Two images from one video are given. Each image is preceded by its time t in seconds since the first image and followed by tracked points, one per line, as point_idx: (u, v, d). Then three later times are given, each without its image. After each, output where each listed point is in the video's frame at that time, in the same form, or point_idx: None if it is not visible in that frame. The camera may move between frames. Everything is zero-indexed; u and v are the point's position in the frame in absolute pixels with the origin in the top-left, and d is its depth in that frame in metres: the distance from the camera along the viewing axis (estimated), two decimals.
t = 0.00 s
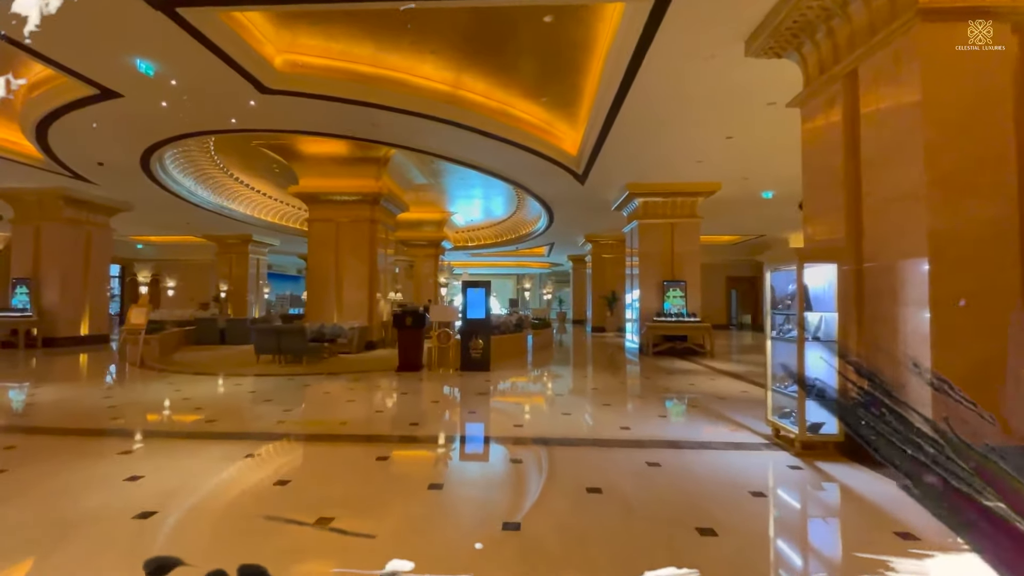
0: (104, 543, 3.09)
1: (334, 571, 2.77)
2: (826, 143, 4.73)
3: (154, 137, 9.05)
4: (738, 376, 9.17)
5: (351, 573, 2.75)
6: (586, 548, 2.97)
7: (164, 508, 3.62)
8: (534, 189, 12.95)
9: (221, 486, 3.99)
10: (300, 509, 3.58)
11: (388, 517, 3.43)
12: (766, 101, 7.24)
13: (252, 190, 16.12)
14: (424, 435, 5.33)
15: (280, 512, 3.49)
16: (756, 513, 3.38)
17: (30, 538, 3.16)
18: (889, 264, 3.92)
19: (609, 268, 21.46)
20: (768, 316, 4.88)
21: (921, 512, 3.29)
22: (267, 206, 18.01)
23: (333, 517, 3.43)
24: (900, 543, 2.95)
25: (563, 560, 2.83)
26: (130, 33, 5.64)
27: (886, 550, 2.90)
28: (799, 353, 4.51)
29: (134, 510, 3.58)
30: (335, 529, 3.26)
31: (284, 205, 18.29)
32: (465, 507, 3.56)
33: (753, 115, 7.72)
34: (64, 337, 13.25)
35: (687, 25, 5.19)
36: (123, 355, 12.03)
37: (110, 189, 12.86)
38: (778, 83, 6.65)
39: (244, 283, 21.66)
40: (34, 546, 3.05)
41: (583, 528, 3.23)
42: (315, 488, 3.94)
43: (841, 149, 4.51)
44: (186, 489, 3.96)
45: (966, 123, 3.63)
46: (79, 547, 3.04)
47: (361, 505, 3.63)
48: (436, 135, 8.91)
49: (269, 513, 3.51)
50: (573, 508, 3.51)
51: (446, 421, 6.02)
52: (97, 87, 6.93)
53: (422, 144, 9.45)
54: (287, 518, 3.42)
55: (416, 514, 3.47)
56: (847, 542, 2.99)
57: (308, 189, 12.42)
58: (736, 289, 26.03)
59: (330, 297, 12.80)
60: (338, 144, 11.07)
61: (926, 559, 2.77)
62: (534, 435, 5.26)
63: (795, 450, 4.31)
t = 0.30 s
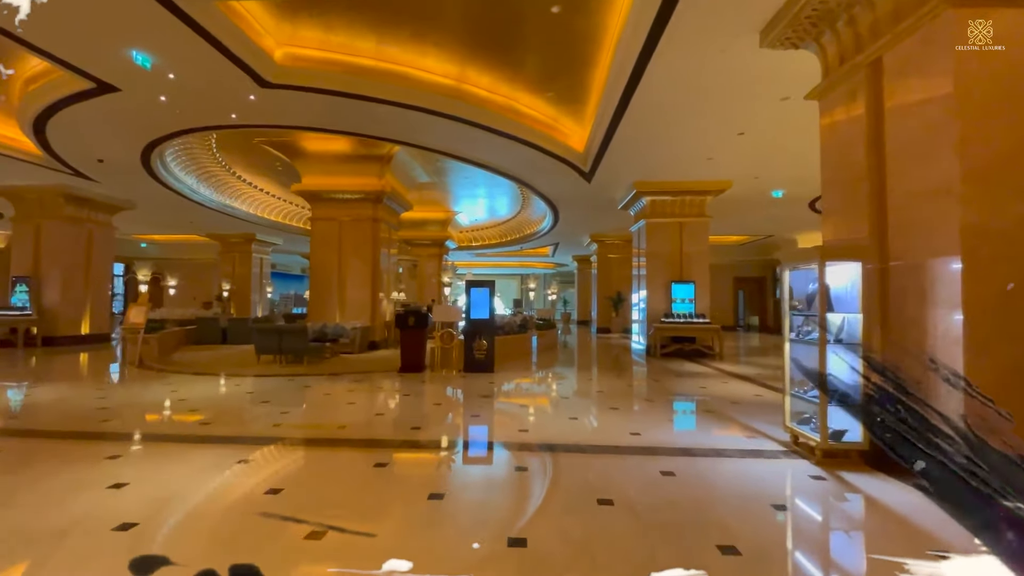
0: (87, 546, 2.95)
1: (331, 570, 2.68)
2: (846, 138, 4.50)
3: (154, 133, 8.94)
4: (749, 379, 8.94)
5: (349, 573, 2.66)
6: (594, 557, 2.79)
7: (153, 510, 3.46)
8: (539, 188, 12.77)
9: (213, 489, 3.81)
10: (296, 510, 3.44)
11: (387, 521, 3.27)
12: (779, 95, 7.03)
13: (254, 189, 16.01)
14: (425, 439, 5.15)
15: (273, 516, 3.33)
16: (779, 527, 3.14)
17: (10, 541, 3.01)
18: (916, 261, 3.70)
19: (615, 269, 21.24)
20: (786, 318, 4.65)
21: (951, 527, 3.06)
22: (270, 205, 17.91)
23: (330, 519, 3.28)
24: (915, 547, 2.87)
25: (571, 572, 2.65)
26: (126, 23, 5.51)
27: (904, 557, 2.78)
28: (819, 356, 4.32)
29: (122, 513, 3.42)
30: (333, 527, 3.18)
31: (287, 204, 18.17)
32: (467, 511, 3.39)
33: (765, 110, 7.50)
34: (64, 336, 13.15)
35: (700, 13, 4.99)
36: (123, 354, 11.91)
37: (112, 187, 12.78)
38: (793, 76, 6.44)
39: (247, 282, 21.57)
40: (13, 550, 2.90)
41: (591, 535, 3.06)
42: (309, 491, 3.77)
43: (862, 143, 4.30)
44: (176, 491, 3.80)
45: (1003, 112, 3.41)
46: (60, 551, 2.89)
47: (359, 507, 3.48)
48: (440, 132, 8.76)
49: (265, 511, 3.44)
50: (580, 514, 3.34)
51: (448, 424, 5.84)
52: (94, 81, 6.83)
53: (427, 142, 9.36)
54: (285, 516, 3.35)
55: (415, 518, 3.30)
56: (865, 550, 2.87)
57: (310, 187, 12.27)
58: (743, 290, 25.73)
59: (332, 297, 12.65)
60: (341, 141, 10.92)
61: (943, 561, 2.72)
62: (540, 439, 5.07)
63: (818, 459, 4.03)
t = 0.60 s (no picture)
0: (53, 552, 2.76)
1: (326, 570, 2.58)
2: (862, 129, 4.27)
3: (144, 124, 8.72)
4: (753, 379, 8.75)
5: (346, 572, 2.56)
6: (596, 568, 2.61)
7: (129, 512, 3.28)
8: (539, 184, 12.55)
9: (191, 492, 3.60)
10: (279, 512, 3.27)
11: (376, 523, 3.12)
12: (786, 87, 6.83)
13: (250, 184, 15.77)
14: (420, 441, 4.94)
15: (257, 520, 3.15)
16: (793, 541, 2.90)
17: None
18: (938, 256, 3.48)
19: (615, 266, 21.04)
20: (798, 317, 4.37)
21: (970, 537, 2.83)
22: (267, 200, 17.68)
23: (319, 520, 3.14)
24: (929, 550, 2.74)
25: None
26: (110, 8, 5.30)
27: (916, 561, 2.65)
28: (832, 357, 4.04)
29: (96, 515, 3.24)
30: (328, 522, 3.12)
31: (284, 200, 17.94)
32: (462, 517, 3.20)
33: (772, 102, 7.29)
34: (54, 333, 12.92)
35: None
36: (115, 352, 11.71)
37: (104, 181, 12.56)
38: (802, 65, 6.24)
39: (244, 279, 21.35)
40: None
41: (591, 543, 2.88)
42: (294, 494, 3.57)
43: (877, 133, 4.10)
44: (156, 493, 3.61)
45: None
46: (24, 558, 2.71)
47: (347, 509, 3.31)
48: (436, 124, 8.54)
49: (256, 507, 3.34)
50: (580, 519, 3.17)
51: (445, 424, 5.65)
52: (79, 70, 6.63)
53: (426, 137, 9.21)
54: (276, 513, 3.25)
55: (406, 524, 3.11)
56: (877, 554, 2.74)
57: (304, 182, 12.04)
58: (744, 288, 25.58)
59: (328, 294, 12.44)
60: (337, 135, 10.71)
61: (957, 563, 2.61)
62: (540, 440, 4.87)
63: (831, 465, 3.76)
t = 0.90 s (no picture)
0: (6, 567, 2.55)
1: (318, 570, 2.52)
2: (866, 119, 4.11)
3: (119, 112, 8.37)
4: (748, 375, 8.66)
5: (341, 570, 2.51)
6: None
7: (93, 522, 3.06)
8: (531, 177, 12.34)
9: (162, 498, 3.38)
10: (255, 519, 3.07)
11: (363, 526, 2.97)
12: (783, 77, 6.68)
13: (233, 176, 15.35)
14: (407, 440, 4.74)
15: (231, 528, 2.96)
16: (799, 547, 2.72)
17: None
18: (947, 250, 3.33)
19: (607, 261, 20.93)
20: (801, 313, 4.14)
21: (981, 542, 2.67)
22: (251, 193, 17.25)
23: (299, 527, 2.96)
24: (938, 551, 2.62)
25: None
26: None
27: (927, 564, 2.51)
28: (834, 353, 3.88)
29: (56, 525, 3.01)
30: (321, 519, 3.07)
31: (269, 193, 17.52)
32: (452, 520, 3.04)
33: (768, 93, 7.15)
34: (29, 329, 12.48)
35: None
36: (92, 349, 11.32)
37: (80, 172, 12.12)
38: (800, 54, 6.08)
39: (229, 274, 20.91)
40: None
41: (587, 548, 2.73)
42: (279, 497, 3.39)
43: (881, 122, 3.95)
44: (124, 500, 3.39)
45: None
46: None
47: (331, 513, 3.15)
48: (424, 113, 8.27)
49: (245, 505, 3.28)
50: (575, 523, 3.01)
51: (434, 423, 5.45)
52: (46, 53, 6.30)
53: (414, 126, 8.93)
54: (262, 516, 3.11)
55: (390, 530, 2.93)
56: (882, 555, 2.61)
57: (289, 173, 11.71)
58: (734, 283, 25.73)
59: (315, 288, 12.15)
60: (322, 124, 10.39)
61: (971, 564, 2.49)
62: (532, 438, 4.69)
63: (834, 466, 3.62)
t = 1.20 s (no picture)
0: None
1: (311, 570, 2.40)
2: (860, 106, 4.01)
3: (73, 93, 7.84)
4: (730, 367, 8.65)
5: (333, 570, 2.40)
6: None
7: (37, 536, 2.78)
8: (513, 168, 12.12)
9: (116, 509, 3.08)
10: (222, 528, 2.83)
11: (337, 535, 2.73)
12: (769, 67, 6.61)
13: (203, 165, 14.73)
14: (386, 439, 4.51)
15: (193, 541, 2.70)
16: (802, 550, 2.57)
17: None
18: (947, 239, 3.24)
19: (588, 254, 20.87)
20: (793, 305, 4.02)
21: (986, 540, 2.60)
22: (223, 183, 16.62)
23: (265, 538, 2.71)
24: (948, 552, 2.52)
25: None
26: None
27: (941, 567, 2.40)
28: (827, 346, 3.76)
29: None
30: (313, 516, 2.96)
31: (242, 183, 16.89)
32: (436, 525, 2.84)
33: (754, 82, 7.06)
34: None
35: None
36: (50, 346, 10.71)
37: (35, 158, 11.42)
38: (787, 43, 5.99)
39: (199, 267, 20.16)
40: None
41: (578, 550, 2.57)
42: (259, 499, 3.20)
43: (876, 110, 3.84)
44: (74, 510, 3.10)
45: None
46: None
47: (303, 521, 2.91)
48: (403, 98, 7.96)
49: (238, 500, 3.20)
50: (565, 524, 2.85)
51: (415, 420, 5.23)
52: None
53: (391, 111, 8.59)
54: (226, 525, 2.87)
55: (369, 540, 2.70)
56: (892, 556, 2.50)
57: (261, 161, 11.25)
58: (712, 276, 26.12)
59: (289, 281, 11.73)
60: (296, 111, 9.98)
61: (984, 565, 2.40)
62: (517, 435, 4.51)
63: (829, 462, 3.51)
